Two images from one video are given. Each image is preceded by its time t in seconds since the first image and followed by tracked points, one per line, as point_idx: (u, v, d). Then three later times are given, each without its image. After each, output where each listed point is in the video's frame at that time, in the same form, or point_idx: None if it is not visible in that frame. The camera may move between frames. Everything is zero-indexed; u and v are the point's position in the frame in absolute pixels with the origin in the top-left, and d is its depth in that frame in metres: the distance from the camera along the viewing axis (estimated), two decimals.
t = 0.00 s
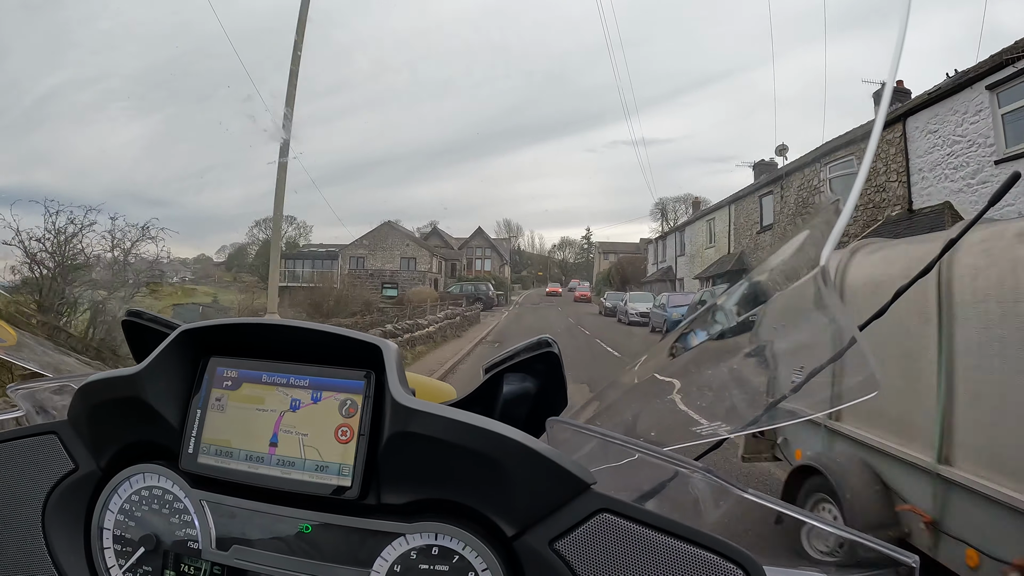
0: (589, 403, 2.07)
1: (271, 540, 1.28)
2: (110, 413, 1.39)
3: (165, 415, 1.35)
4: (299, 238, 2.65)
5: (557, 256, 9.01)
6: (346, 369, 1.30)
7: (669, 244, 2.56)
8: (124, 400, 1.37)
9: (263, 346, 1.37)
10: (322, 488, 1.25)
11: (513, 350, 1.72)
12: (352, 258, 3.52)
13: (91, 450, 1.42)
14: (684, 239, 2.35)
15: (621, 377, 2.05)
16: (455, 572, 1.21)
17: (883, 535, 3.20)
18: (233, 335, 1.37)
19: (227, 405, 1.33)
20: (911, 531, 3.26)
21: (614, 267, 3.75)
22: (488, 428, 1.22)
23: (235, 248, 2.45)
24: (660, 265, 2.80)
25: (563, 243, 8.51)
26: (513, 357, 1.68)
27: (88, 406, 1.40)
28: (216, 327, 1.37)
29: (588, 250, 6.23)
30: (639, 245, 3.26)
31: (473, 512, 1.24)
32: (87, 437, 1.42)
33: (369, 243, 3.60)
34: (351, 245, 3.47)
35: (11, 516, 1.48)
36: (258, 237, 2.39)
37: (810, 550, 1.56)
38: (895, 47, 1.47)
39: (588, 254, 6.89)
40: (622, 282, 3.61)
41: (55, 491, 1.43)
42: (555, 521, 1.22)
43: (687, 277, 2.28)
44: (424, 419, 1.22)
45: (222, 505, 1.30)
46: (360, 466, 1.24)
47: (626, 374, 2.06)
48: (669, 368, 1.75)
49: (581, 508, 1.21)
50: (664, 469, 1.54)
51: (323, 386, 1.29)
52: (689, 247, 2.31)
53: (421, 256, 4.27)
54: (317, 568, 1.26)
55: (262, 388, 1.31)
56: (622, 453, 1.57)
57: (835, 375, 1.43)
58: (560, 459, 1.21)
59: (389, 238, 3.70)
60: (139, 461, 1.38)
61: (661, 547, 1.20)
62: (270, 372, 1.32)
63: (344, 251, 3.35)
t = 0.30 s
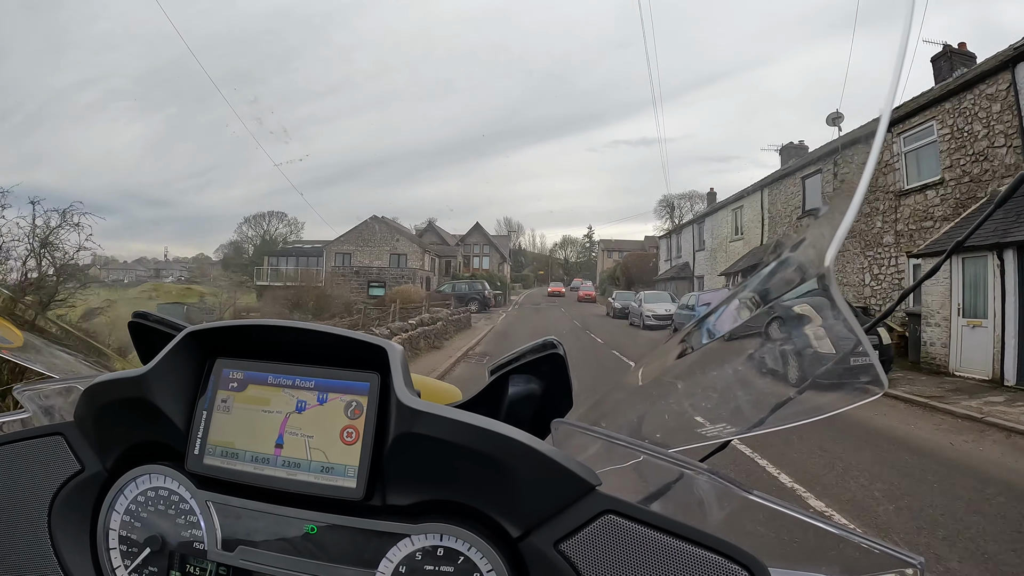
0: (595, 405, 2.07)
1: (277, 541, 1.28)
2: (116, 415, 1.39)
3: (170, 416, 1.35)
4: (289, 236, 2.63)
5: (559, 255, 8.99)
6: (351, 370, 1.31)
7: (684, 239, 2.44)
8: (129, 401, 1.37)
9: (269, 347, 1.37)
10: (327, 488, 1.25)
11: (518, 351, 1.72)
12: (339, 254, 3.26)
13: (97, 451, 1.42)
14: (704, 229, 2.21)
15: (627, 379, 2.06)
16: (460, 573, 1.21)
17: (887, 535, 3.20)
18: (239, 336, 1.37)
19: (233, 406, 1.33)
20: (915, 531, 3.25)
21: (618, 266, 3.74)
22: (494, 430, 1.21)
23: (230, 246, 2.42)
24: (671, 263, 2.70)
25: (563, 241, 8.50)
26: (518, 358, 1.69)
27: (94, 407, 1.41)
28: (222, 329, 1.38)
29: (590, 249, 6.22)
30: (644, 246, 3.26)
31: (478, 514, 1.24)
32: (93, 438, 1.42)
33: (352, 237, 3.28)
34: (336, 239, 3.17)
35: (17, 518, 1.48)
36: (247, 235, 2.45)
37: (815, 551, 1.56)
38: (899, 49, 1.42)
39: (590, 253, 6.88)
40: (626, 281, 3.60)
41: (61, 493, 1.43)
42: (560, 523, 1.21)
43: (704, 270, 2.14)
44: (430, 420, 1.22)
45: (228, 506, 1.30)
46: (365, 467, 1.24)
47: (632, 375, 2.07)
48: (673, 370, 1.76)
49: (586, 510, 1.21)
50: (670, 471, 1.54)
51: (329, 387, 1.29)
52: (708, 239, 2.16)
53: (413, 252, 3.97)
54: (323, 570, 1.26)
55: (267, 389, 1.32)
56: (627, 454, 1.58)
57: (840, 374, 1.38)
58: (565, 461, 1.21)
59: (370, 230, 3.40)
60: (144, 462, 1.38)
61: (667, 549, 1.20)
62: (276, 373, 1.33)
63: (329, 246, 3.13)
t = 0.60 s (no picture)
0: (603, 403, 2.07)
1: (286, 542, 1.28)
2: (123, 418, 1.39)
3: (177, 419, 1.35)
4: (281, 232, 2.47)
5: (564, 253, 8.93)
6: (356, 370, 1.30)
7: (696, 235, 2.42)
8: (136, 405, 1.38)
9: (275, 349, 1.37)
10: (335, 489, 1.25)
11: (524, 349, 1.71)
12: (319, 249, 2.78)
13: (105, 455, 1.42)
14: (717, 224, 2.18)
15: (635, 375, 2.06)
16: (470, 572, 1.21)
17: (898, 530, 3.17)
18: (244, 338, 1.37)
19: (240, 409, 1.33)
20: (926, 526, 3.23)
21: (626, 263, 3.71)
22: (502, 429, 1.21)
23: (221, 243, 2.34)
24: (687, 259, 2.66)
25: (566, 239, 8.45)
26: (525, 356, 1.68)
27: (102, 411, 1.41)
28: (227, 331, 1.37)
29: (595, 246, 6.18)
30: (651, 243, 3.24)
31: (487, 513, 1.24)
32: (101, 442, 1.42)
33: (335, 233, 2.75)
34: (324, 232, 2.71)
35: (27, 523, 1.48)
36: (236, 232, 2.36)
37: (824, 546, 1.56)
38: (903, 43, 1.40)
39: (594, 250, 6.84)
40: (634, 278, 3.58)
41: (70, 497, 1.43)
42: (569, 521, 1.21)
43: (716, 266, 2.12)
44: (437, 420, 1.22)
45: (236, 508, 1.30)
46: (373, 468, 1.24)
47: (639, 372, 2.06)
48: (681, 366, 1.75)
49: (595, 507, 1.21)
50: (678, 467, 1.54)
51: (336, 388, 1.29)
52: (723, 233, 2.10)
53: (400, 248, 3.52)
54: (332, 570, 1.26)
55: (273, 391, 1.32)
56: (634, 451, 1.58)
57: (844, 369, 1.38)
58: (573, 458, 1.21)
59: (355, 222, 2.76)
60: (153, 466, 1.39)
61: (677, 546, 1.20)
62: (281, 375, 1.32)
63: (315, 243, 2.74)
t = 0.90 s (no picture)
0: (606, 401, 2.07)
1: (292, 545, 1.28)
2: (125, 423, 1.39)
3: (180, 424, 1.35)
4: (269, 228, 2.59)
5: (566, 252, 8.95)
6: (359, 371, 1.30)
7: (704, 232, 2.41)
8: (139, 410, 1.37)
9: (278, 352, 1.37)
10: (340, 491, 1.25)
11: (525, 348, 1.71)
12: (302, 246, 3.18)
13: (109, 460, 1.42)
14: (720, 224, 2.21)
15: (638, 372, 2.06)
16: (475, 571, 1.20)
17: (901, 524, 3.17)
18: (246, 342, 1.37)
19: (243, 412, 1.33)
20: (928, 519, 3.23)
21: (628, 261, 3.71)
22: (506, 428, 1.21)
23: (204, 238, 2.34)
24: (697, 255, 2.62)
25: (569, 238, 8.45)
26: (526, 355, 1.68)
27: (105, 416, 1.41)
28: (228, 335, 1.37)
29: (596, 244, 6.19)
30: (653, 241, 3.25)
31: (492, 512, 1.23)
32: (104, 448, 1.42)
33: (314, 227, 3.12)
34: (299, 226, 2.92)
35: (31, 529, 1.49)
36: (222, 228, 2.42)
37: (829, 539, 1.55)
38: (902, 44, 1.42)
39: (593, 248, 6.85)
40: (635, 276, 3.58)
41: (75, 503, 1.43)
42: (574, 519, 1.21)
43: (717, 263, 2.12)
44: (441, 420, 1.22)
45: (241, 512, 1.30)
46: (376, 469, 1.24)
47: (642, 369, 2.07)
48: (683, 362, 1.75)
49: (599, 504, 1.20)
50: (682, 462, 1.54)
51: (339, 389, 1.29)
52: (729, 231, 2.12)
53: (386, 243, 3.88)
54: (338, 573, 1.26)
55: (276, 393, 1.31)
56: (638, 447, 1.58)
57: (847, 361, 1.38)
58: (577, 456, 1.20)
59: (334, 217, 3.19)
60: (157, 471, 1.39)
61: (681, 541, 1.19)
62: (283, 377, 1.32)
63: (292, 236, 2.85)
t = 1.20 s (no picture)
0: (603, 400, 2.07)
1: (290, 545, 1.28)
2: (123, 424, 1.39)
3: (179, 425, 1.35)
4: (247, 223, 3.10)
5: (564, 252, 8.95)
6: (357, 372, 1.30)
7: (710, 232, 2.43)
8: (137, 411, 1.37)
9: (276, 353, 1.37)
10: (338, 491, 1.25)
11: (523, 348, 1.71)
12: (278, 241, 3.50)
13: (107, 461, 1.42)
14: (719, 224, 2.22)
15: (636, 372, 2.06)
16: (474, 571, 1.20)
17: (898, 522, 3.18)
18: (244, 342, 1.37)
19: (241, 412, 1.33)
20: (925, 517, 3.24)
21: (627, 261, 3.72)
22: (504, 428, 1.21)
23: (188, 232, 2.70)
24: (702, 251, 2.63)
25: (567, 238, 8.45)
26: (524, 354, 1.67)
27: (103, 417, 1.41)
28: (226, 336, 1.37)
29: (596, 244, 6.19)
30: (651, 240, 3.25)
31: (490, 512, 1.23)
32: (102, 449, 1.42)
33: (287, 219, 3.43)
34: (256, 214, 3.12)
35: (29, 530, 1.49)
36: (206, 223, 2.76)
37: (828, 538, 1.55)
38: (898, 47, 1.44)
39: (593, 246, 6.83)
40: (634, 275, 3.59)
41: (73, 505, 1.43)
42: (572, 518, 1.21)
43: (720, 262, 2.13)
44: (440, 419, 1.22)
45: (239, 512, 1.30)
46: (374, 469, 1.23)
47: (640, 368, 2.07)
48: (681, 361, 1.75)
49: (598, 503, 1.21)
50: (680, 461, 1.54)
51: (337, 390, 1.29)
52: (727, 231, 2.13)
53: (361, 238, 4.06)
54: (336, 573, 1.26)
55: (274, 394, 1.31)
56: (636, 446, 1.58)
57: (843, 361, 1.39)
58: (575, 455, 1.20)
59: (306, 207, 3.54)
60: (155, 471, 1.39)
61: (679, 540, 1.20)
62: (282, 378, 1.32)
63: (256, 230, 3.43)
